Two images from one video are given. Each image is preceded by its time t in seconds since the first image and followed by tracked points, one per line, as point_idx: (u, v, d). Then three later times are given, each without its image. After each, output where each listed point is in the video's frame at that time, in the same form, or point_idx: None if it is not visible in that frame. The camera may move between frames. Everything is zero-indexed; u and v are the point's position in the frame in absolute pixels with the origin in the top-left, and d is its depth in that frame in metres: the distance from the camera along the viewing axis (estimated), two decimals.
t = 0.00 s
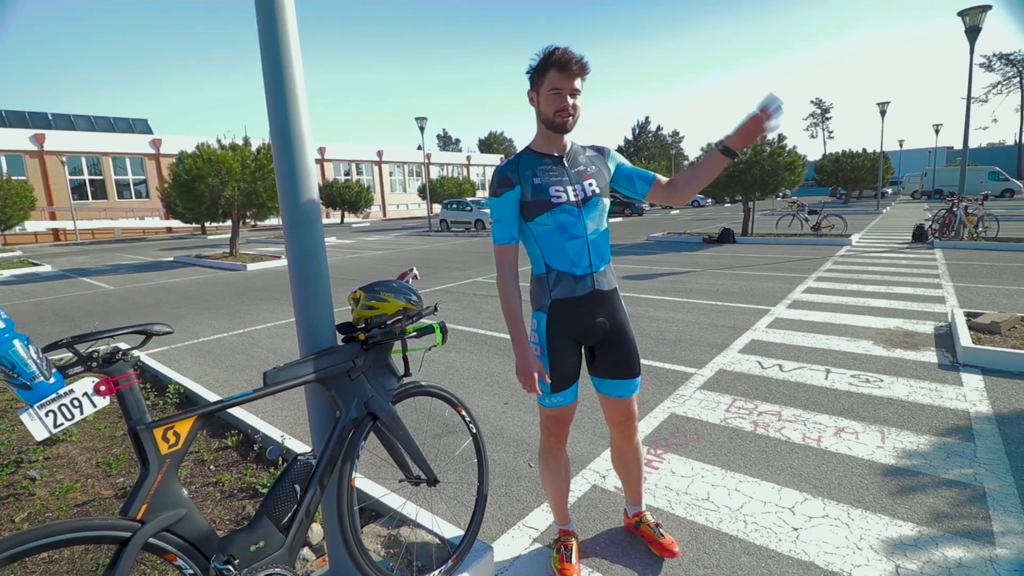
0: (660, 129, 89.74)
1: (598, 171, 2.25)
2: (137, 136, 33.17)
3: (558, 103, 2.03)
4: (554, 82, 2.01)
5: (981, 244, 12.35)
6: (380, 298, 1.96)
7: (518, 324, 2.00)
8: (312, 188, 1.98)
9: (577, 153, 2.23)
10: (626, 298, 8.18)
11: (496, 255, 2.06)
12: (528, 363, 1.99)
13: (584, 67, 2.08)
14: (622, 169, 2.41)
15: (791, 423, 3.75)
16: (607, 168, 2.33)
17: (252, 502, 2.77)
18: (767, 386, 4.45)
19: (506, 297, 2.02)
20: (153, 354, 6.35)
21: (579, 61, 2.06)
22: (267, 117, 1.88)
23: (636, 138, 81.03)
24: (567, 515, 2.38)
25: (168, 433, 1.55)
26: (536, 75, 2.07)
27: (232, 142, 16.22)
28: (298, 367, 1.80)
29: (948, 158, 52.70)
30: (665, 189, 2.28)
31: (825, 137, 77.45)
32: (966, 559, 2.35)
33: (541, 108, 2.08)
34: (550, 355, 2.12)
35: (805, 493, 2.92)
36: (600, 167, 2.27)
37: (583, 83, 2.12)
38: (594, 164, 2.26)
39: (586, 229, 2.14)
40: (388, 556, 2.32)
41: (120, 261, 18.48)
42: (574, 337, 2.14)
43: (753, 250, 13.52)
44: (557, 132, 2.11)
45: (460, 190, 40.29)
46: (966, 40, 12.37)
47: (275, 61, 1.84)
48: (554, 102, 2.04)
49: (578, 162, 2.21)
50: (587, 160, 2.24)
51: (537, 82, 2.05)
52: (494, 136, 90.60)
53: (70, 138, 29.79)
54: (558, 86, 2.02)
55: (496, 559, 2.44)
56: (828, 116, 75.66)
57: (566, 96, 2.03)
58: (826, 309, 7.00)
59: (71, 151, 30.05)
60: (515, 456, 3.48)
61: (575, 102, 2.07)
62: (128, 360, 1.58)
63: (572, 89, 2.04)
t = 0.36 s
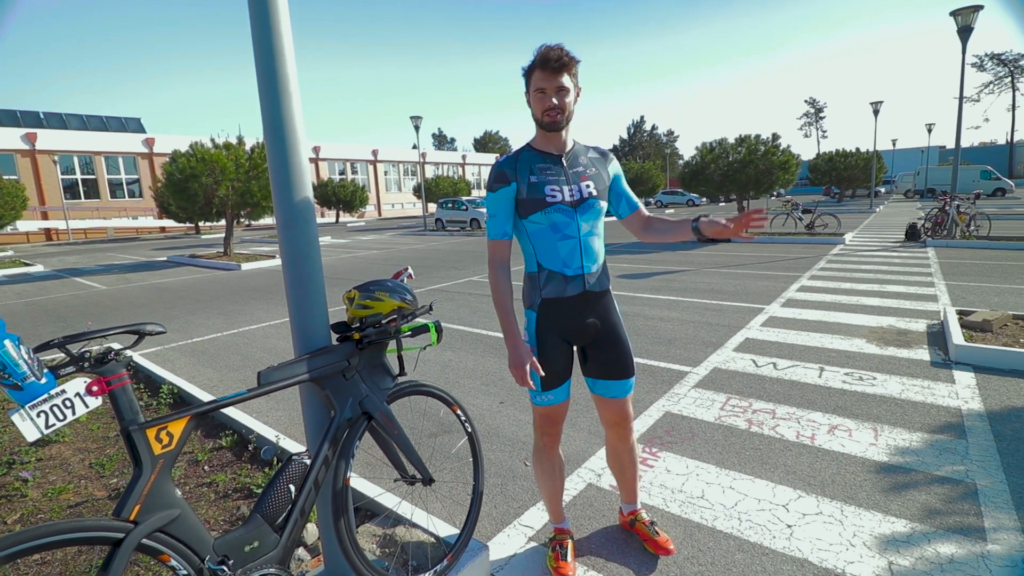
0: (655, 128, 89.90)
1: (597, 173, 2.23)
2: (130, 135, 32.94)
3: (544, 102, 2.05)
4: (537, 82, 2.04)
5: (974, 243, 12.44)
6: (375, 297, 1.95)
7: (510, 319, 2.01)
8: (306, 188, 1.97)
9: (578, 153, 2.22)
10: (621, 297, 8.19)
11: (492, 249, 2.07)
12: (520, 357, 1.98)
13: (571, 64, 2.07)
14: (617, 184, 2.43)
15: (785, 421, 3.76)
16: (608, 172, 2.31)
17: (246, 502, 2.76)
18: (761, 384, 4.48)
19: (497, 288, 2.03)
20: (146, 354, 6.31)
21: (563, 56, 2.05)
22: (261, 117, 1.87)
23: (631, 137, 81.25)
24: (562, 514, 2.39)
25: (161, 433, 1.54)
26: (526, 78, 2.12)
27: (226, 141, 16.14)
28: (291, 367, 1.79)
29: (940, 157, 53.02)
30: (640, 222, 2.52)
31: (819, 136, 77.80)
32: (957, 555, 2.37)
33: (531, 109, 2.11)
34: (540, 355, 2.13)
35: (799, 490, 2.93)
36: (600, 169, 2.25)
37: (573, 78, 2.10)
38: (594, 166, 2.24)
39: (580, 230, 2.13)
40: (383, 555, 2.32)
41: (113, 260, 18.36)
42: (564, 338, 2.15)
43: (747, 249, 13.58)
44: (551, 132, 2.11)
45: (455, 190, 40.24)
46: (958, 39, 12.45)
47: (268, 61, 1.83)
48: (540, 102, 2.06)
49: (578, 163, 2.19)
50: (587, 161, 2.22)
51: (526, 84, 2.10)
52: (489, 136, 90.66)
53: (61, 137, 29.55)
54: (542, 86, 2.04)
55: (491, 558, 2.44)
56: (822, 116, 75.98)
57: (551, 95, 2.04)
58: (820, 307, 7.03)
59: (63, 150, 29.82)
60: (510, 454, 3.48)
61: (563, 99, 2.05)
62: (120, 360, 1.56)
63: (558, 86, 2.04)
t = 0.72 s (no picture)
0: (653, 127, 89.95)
1: (598, 175, 2.22)
2: (127, 133, 32.85)
3: (545, 103, 2.06)
4: (538, 83, 2.04)
5: (970, 242, 12.49)
6: (373, 297, 1.95)
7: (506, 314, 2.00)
8: (304, 188, 1.97)
9: (580, 153, 2.22)
10: (619, 296, 8.20)
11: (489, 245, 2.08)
12: (516, 349, 1.96)
13: (572, 64, 2.08)
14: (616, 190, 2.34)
15: (782, 420, 3.78)
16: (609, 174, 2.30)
17: (243, 501, 2.75)
18: (758, 383, 4.49)
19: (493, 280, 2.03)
20: (143, 353, 6.29)
21: (560, 56, 2.06)
22: (258, 116, 1.86)
23: (629, 136, 81.26)
24: (558, 512, 2.39)
25: (158, 431, 1.54)
26: (527, 79, 2.12)
27: (224, 140, 16.09)
28: (288, 366, 1.79)
29: (937, 156, 53.18)
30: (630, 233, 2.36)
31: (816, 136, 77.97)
32: (954, 554, 2.38)
33: (532, 110, 2.11)
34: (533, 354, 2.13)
35: (796, 489, 2.94)
36: (601, 171, 2.25)
37: (574, 79, 2.11)
38: (595, 167, 2.23)
39: (576, 230, 2.13)
40: (380, 553, 2.31)
41: (110, 259, 18.30)
42: (557, 338, 2.15)
43: (745, 249, 13.60)
44: (552, 132, 2.11)
45: (453, 188, 40.22)
46: (956, 39, 12.48)
47: (265, 59, 1.83)
48: (542, 102, 2.06)
49: (579, 163, 2.18)
50: (588, 162, 2.21)
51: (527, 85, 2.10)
52: (487, 135, 90.60)
53: (57, 135, 29.42)
54: (543, 87, 2.04)
55: (489, 556, 2.44)
56: (820, 115, 76.11)
57: (551, 96, 2.04)
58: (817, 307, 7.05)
59: (59, 148, 29.67)
60: (507, 453, 3.48)
61: (564, 99, 2.06)
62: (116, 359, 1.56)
63: (559, 87, 2.04)
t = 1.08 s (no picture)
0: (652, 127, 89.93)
1: (599, 172, 2.18)
2: (125, 131, 32.78)
3: (525, 114, 2.06)
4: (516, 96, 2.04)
5: (969, 242, 12.51)
6: (371, 295, 1.95)
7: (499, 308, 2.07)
8: (303, 186, 1.96)
9: (581, 151, 2.19)
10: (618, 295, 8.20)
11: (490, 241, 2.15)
12: (510, 348, 2.05)
13: (552, 69, 1.99)
14: (619, 191, 2.25)
15: (781, 419, 3.78)
16: (615, 171, 2.25)
17: (242, 499, 2.76)
18: (756, 382, 4.50)
19: (496, 277, 2.09)
20: (141, 351, 6.29)
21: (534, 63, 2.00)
22: (257, 114, 1.86)
23: (628, 135, 81.27)
24: (556, 510, 2.40)
25: (157, 429, 1.54)
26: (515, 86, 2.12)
27: (222, 138, 16.06)
28: (288, 364, 1.79)
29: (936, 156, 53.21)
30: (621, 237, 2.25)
31: (815, 136, 77.99)
32: (951, 553, 2.39)
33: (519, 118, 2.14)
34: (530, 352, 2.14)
35: (794, 487, 2.95)
36: (604, 169, 2.20)
37: (558, 85, 2.02)
38: (597, 165, 2.19)
39: (572, 229, 2.12)
40: (379, 551, 2.32)
41: (108, 257, 18.27)
42: (554, 336, 2.16)
43: (743, 248, 13.61)
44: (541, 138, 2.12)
45: (452, 187, 40.21)
46: (955, 39, 12.48)
47: (264, 57, 1.83)
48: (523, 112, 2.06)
49: (578, 162, 2.15)
50: (590, 159, 2.18)
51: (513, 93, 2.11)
52: (484, 134, 90.72)
53: (56, 133, 29.35)
54: (520, 99, 2.04)
55: (488, 553, 2.45)
56: (819, 115, 76.10)
57: (527, 107, 2.04)
58: (816, 306, 7.05)
59: (57, 146, 29.60)
60: (506, 452, 3.48)
61: (542, 109, 2.03)
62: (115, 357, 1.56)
63: (536, 98, 2.01)
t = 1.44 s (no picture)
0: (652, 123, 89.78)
1: (596, 165, 2.13)
2: (124, 130, 32.75)
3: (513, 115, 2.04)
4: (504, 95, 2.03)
5: (970, 238, 12.49)
6: (372, 292, 1.94)
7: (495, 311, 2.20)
8: (303, 182, 1.96)
9: (578, 144, 2.14)
10: (618, 292, 8.20)
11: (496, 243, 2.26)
12: (497, 347, 2.18)
13: (536, 67, 1.98)
14: (626, 179, 2.17)
15: (782, 415, 3.78)
16: (615, 160, 2.16)
17: (244, 497, 2.76)
18: (757, 378, 4.50)
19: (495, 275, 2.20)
20: (142, 350, 6.29)
21: (517, 62, 1.98)
22: (256, 110, 1.85)
23: (628, 132, 81.20)
24: (556, 507, 2.39)
25: (158, 428, 1.53)
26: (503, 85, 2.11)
27: (221, 136, 16.03)
28: (288, 362, 1.79)
29: (936, 152, 53.11)
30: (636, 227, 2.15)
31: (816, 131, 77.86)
32: (954, 548, 2.39)
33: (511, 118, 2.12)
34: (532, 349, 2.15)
35: (796, 484, 2.94)
36: (601, 161, 2.14)
37: (544, 81, 2.00)
38: (594, 157, 2.13)
39: (570, 226, 2.11)
40: (381, 549, 2.32)
41: (108, 256, 18.28)
42: (556, 333, 2.16)
43: (743, 244, 13.60)
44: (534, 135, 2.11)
45: (451, 185, 40.17)
46: (956, 34, 12.44)
47: (263, 53, 1.81)
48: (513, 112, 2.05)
49: (574, 156, 2.12)
50: (586, 153, 2.13)
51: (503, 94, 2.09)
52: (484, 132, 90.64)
53: (54, 132, 29.32)
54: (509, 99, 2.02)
55: (489, 551, 2.45)
56: (819, 111, 75.92)
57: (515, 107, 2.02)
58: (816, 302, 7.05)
59: (56, 145, 29.57)
60: (508, 449, 3.48)
61: (530, 107, 2.01)
62: (116, 355, 1.55)
63: (522, 96, 1.99)
